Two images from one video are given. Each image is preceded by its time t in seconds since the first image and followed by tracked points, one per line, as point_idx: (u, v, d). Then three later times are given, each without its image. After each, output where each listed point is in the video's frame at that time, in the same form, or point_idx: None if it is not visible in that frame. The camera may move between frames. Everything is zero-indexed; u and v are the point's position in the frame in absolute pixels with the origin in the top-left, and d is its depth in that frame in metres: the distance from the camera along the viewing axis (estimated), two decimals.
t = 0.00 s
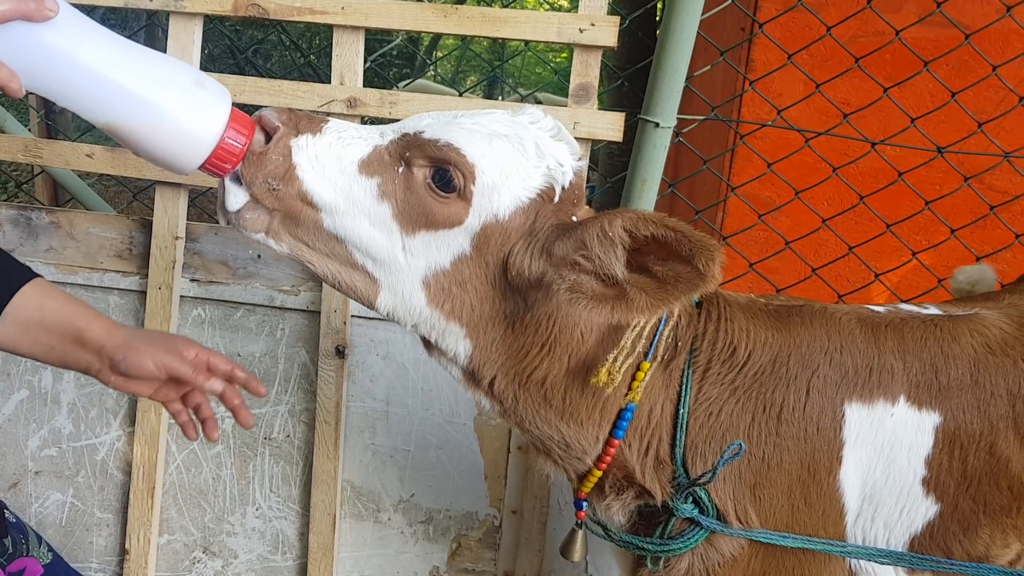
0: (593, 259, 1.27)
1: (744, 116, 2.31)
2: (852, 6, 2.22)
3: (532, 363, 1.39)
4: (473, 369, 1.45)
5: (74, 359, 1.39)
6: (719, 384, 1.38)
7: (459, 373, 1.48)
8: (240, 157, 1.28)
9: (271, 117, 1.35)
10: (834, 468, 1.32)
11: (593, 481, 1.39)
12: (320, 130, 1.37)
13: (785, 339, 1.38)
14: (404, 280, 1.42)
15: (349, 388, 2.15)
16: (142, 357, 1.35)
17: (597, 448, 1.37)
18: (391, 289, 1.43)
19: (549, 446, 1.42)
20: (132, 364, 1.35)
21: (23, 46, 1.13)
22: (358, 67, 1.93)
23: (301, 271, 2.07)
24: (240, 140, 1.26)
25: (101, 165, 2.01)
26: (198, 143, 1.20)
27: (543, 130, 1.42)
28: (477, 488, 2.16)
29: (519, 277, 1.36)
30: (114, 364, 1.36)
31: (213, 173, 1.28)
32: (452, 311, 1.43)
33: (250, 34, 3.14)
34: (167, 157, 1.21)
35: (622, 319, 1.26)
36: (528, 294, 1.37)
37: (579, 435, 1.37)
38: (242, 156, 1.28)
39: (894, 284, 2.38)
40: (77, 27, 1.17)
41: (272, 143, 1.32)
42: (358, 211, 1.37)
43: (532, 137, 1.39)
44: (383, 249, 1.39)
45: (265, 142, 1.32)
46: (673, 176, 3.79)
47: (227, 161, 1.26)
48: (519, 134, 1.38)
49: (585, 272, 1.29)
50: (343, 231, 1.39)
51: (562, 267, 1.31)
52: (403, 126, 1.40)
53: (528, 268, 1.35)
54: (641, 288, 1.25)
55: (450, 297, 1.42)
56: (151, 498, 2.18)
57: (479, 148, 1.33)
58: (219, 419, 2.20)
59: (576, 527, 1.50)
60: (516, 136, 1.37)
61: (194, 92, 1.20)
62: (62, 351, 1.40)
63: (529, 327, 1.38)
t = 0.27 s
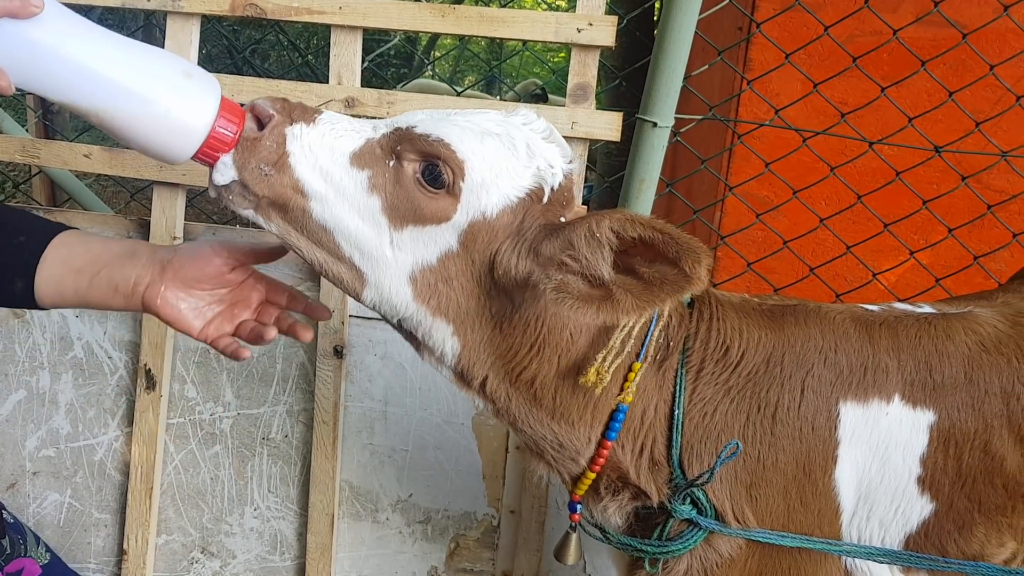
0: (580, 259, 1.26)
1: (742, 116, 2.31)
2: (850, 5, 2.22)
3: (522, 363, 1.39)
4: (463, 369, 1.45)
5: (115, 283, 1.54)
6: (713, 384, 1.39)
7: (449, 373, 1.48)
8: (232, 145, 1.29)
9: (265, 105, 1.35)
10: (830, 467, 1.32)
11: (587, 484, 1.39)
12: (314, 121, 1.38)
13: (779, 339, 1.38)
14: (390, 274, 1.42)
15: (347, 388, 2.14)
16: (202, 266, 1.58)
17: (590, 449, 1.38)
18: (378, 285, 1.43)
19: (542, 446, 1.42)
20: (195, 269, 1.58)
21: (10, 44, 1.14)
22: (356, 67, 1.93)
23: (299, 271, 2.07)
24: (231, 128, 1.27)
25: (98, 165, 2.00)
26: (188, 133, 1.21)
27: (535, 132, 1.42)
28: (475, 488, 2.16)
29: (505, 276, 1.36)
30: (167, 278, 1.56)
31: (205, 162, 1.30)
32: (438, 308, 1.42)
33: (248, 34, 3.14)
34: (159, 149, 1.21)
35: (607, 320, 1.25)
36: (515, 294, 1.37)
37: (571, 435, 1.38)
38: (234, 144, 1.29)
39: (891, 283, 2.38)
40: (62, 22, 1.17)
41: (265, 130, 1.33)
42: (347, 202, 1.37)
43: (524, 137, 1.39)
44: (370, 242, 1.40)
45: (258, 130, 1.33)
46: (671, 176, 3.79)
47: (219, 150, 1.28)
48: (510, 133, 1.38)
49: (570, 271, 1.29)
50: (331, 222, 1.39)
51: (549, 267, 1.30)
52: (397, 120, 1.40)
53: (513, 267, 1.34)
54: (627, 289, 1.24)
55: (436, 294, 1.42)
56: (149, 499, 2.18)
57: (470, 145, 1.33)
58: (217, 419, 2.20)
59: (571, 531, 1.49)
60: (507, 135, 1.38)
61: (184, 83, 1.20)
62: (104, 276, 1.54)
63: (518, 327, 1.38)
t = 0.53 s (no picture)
0: (555, 248, 1.26)
1: (739, 114, 2.31)
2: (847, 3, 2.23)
3: (506, 351, 1.37)
4: (448, 352, 1.44)
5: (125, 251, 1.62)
6: (709, 383, 1.38)
7: (436, 355, 1.47)
8: (218, 117, 1.31)
9: (247, 82, 1.37)
10: (826, 469, 1.32)
11: (577, 478, 1.37)
12: (299, 100, 1.39)
13: (776, 339, 1.37)
14: (370, 256, 1.43)
15: (343, 388, 2.14)
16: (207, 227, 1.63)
17: (581, 440, 1.35)
18: (357, 267, 1.45)
19: (529, 433, 1.41)
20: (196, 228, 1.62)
21: None
22: (351, 66, 1.93)
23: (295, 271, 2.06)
24: (217, 101, 1.30)
25: (93, 165, 2.00)
26: (178, 108, 1.24)
27: (523, 119, 1.40)
28: (471, 488, 2.16)
29: (484, 264, 1.35)
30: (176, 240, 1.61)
31: (190, 135, 1.31)
32: (417, 293, 1.43)
33: (244, 33, 3.14)
34: (148, 123, 1.23)
35: (581, 310, 1.30)
36: (495, 283, 1.35)
37: (557, 424, 1.36)
38: (219, 117, 1.32)
39: (887, 282, 2.38)
40: None
41: (250, 103, 1.34)
42: (326, 181, 1.38)
43: (509, 125, 1.37)
44: (349, 224, 1.41)
45: (242, 103, 1.35)
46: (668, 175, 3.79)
47: (205, 123, 1.30)
48: (495, 120, 1.37)
49: (544, 259, 1.29)
50: (310, 199, 1.39)
51: (526, 256, 1.30)
52: (382, 103, 1.40)
53: (492, 255, 1.33)
54: (601, 280, 1.27)
55: (414, 279, 1.42)
56: (145, 499, 2.18)
57: (452, 133, 1.34)
58: (212, 419, 2.19)
59: (558, 527, 1.48)
60: (491, 122, 1.37)
61: (166, 55, 1.23)
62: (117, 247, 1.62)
63: (502, 317, 1.35)
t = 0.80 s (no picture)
0: (534, 246, 1.27)
1: (738, 115, 2.31)
2: (845, 3, 2.23)
3: (497, 344, 1.36)
4: (443, 343, 1.44)
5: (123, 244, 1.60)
6: (709, 383, 1.36)
7: (431, 346, 1.48)
8: (208, 107, 1.32)
9: (238, 64, 1.37)
10: (828, 473, 1.31)
11: (576, 477, 1.36)
12: (287, 83, 1.38)
13: (776, 341, 1.36)
14: (360, 244, 1.43)
15: (342, 388, 2.14)
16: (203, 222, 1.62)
17: (577, 438, 1.34)
18: (348, 253, 1.45)
19: (524, 428, 1.40)
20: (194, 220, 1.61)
21: None
22: (350, 66, 1.93)
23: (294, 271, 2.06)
24: (207, 89, 1.30)
25: (91, 165, 1.99)
26: (169, 99, 1.23)
27: (517, 110, 1.40)
28: (471, 488, 2.16)
29: (467, 255, 1.35)
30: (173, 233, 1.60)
31: (180, 126, 1.31)
32: (407, 281, 1.43)
33: (243, 33, 3.14)
34: (140, 114, 1.23)
35: (558, 309, 1.31)
36: (480, 276, 1.35)
37: (551, 420, 1.35)
38: (208, 107, 1.32)
39: (886, 282, 2.38)
40: None
41: (237, 89, 1.34)
42: (314, 170, 1.38)
43: (502, 115, 1.38)
44: (338, 211, 1.41)
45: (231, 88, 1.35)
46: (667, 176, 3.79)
47: (195, 112, 1.30)
48: (487, 110, 1.37)
49: (523, 257, 1.29)
50: (299, 187, 1.40)
51: (506, 251, 1.30)
52: (374, 88, 1.39)
53: (475, 247, 1.33)
54: (577, 281, 1.30)
55: (403, 266, 1.43)
56: (143, 500, 2.17)
57: (442, 118, 1.34)
58: (211, 420, 2.19)
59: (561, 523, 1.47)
60: (484, 112, 1.37)
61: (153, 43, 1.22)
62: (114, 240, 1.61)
63: (493, 308, 1.34)
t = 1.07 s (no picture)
0: (544, 223, 1.24)
1: (737, 115, 2.32)
2: (844, 3, 2.23)
3: (505, 340, 1.35)
4: (451, 344, 1.41)
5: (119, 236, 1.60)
6: (710, 387, 1.34)
7: (438, 350, 1.45)
8: (208, 107, 1.32)
9: (242, 69, 1.38)
10: (826, 479, 1.29)
11: (576, 481, 1.34)
12: (291, 86, 1.39)
13: (777, 344, 1.34)
14: (370, 242, 1.42)
15: (341, 388, 2.14)
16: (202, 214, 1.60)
17: (579, 442, 1.33)
18: (358, 251, 1.44)
19: (532, 433, 1.37)
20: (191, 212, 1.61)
21: None
22: (349, 67, 1.93)
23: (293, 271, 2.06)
24: (207, 88, 1.31)
25: (91, 165, 1.99)
26: (167, 94, 1.23)
27: (523, 92, 1.40)
28: (470, 488, 2.16)
29: (479, 242, 1.33)
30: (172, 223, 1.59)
31: (182, 125, 1.33)
32: (421, 277, 1.41)
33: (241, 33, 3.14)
34: (137, 108, 1.22)
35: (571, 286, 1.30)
36: (494, 264, 1.33)
37: (558, 425, 1.34)
38: (210, 106, 1.33)
39: (886, 282, 2.38)
40: None
41: (241, 94, 1.35)
42: (320, 166, 1.38)
43: (505, 99, 1.37)
44: (348, 210, 1.41)
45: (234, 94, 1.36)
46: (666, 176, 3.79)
47: (195, 111, 1.31)
48: (491, 94, 1.37)
49: (534, 236, 1.27)
50: (307, 186, 1.40)
51: (517, 232, 1.28)
52: (376, 84, 1.40)
53: (487, 233, 1.32)
54: (590, 255, 1.27)
55: (415, 262, 1.41)
56: (142, 500, 2.17)
57: (446, 107, 1.34)
58: (210, 420, 2.19)
59: (557, 530, 1.47)
60: (487, 96, 1.37)
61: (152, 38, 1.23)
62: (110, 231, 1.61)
63: (502, 301, 1.33)
